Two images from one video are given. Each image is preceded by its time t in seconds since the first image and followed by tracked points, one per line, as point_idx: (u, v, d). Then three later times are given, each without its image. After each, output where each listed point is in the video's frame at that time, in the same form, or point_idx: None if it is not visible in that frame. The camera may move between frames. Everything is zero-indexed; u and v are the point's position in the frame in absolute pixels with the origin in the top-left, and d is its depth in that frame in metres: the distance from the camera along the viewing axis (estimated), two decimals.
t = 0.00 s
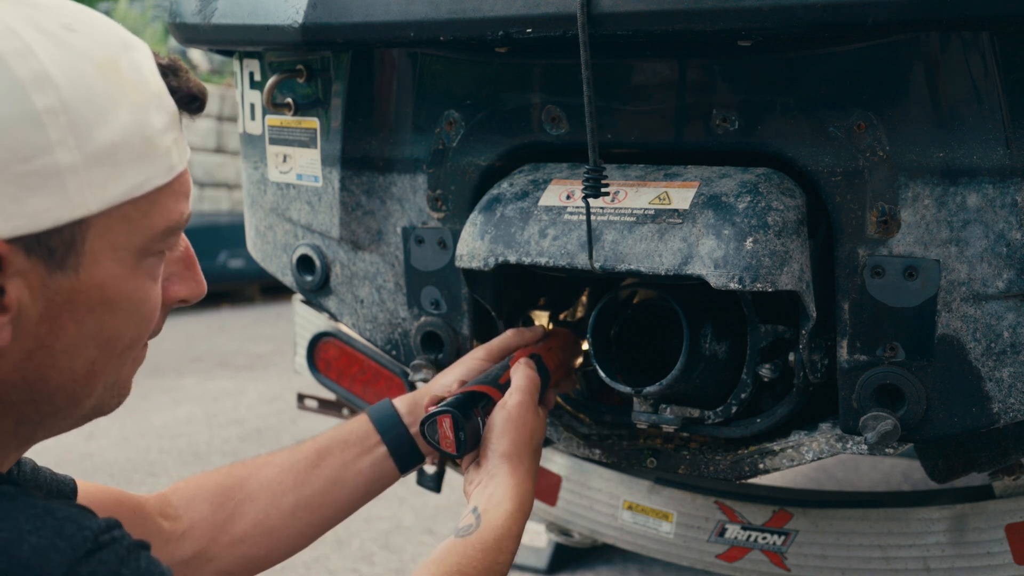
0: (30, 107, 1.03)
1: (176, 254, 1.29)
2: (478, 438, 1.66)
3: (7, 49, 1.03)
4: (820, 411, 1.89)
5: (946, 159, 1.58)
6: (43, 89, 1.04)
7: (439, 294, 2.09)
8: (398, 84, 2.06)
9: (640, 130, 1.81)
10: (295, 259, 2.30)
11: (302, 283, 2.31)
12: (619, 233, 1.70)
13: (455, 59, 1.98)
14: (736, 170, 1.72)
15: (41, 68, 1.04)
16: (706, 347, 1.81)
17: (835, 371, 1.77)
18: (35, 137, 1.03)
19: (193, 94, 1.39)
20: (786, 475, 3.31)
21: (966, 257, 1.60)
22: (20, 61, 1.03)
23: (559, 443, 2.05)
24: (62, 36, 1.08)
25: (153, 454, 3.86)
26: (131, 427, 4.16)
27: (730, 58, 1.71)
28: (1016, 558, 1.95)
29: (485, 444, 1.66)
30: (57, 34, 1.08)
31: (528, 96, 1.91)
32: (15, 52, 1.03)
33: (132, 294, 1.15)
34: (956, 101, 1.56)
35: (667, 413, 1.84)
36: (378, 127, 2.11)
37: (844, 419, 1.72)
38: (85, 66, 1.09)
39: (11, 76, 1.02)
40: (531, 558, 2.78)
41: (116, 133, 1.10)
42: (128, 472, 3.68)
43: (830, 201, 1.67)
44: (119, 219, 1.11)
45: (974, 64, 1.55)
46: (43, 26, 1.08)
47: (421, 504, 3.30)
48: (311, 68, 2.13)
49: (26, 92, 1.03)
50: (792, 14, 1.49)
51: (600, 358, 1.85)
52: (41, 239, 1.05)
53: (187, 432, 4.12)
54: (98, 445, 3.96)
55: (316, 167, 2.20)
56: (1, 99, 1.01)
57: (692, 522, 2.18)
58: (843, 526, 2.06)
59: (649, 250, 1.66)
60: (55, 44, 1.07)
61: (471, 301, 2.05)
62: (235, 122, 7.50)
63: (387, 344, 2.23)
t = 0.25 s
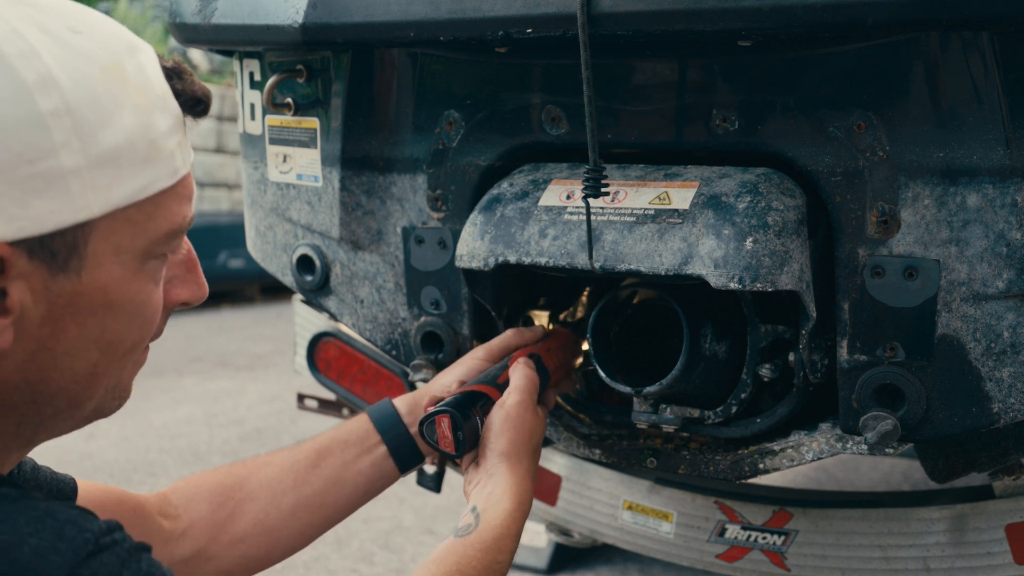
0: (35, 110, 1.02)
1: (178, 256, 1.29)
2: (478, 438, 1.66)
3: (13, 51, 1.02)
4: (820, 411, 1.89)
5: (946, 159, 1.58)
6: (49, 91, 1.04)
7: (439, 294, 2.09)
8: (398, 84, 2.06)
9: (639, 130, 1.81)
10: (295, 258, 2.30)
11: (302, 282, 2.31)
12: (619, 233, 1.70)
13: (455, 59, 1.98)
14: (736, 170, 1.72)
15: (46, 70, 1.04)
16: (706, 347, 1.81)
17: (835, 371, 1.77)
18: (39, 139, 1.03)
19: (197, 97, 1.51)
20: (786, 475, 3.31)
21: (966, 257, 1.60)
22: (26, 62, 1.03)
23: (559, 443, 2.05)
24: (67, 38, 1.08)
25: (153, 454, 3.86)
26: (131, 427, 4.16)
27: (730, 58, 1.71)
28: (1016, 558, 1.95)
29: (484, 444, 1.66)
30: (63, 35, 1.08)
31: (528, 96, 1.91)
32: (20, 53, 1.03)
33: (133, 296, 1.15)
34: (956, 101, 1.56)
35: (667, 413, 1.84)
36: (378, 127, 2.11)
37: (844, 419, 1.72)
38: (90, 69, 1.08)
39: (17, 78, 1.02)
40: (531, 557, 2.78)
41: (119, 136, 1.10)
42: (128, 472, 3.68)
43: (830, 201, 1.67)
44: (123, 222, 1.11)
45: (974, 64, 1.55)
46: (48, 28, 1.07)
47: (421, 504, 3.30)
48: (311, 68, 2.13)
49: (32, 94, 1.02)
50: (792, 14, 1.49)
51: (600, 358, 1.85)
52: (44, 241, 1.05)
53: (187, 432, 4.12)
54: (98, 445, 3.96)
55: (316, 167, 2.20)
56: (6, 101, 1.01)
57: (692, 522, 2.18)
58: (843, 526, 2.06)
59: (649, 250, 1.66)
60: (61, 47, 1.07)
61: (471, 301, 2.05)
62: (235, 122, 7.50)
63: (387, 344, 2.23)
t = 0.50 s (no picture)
0: (38, 112, 1.02)
1: (179, 259, 1.29)
2: (478, 439, 1.66)
3: (16, 53, 1.03)
4: (820, 411, 1.89)
5: (946, 159, 1.58)
6: (52, 93, 1.04)
7: (439, 294, 2.09)
8: (398, 84, 2.06)
9: (639, 130, 1.81)
10: (295, 259, 2.30)
11: (302, 282, 2.31)
12: (619, 233, 1.70)
13: (455, 59, 1.98)
14: (736, 170, 1.72)
15: (49, 73, 1.04)
16: (706, 347, 1.81)
17: (835, 371, 1.77)
18: (41, 141, 1.03)
19: (199, 99, 1.52)
20: (786, 475, 3.31)
21: (966, 257, 1.60)
22: (29, 65, 1.03)
23: (559, 443, 2.05)
24: (70, 41, 1.08)
25: (153, 454, 3.86)
26: (131, 427, 4.16)
27: (730, 57, 1.71)
28: (1016, 558, 1.95)
29: (484, 444, 1.66)
30: (66, 38, 1.08)
31: (528, 96, 1.91)
32: (24, 56, 1.03)
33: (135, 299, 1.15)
34: (956, 101, 1.56)
35: (667, 413, 1.84)
36: (378, 127, 2.11)
37: (844, 419, 1.72)
38: (93, 71, 1.09)
39: (20, 80, 1.02)
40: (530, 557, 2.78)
41: (122, 139, 1.10)
42: (129, 472, 3.68)
43: (830, 201, 1.67)
44: (124, 225, 1.11)
45: (974, 64, 1.55)
46: (51, 30, 1.07)
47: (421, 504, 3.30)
48: (311, 68, 2.13)
49: (34, 97, 1.03)
50: (792, 14, 1.49)
51: (600, 358, 1.85)
52: (46, 243, 1.05)
53: (187, 432, 4.12)
54: (99, 445, 3.96)
55: (316, 167, 2.20)
56: (9, 103, 1.01)
57: (692, 522, 2.18)
58: (843, 526, 2.06)
59: (649, 250, 1.66)
60: (64, 49, 1.07)
61: (471, 301, 2.05)
62: (235, 122, 7.51)
63: (387, 344, 2.23)
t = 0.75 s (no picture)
0: (43, 114, 1.02)
1: (181, 261, 1.29)
2: (478, 440, 1.66)
3: (22, 55, 1.03)
4: (820, 411, 1.89)
5: (946, 159, 1.58)
6: (57, 95, 1.04)
7: (439, 294, 2.09)
8: (398, 83, 2.06)
9: (639, 130, 1.81)
10: (295, 259, 2.30)
11: (302, 282, 2.31)
12: (619, 233, 1.70)
13: (455, 59, 1.98)
14: (736, 170, 1.72)
15: (55, 75, 1.04)
16: (706, 347, 1.81)
17: (835, 371, 1.77)
18: (46, 143, 1.02)
19: (202, 103, 1.53)
20: (786, 475, 3.31)
21: (966, 257, 1.60)
22: (34, 66, 1.03)
23: (560, 443, 2.08)
24: (76, 44, 1.08)
25: (153, 454, 3.86)
26: (132, 427, 4.17)
27: (730, 57, 1.71)
28: (1016, 558, 1.95)
29: (484, 445, 1.66)
30: (72, 41, 1.08)
31: (527, 96, 1.91)
32: (29, 58, 1.03)
33: (137, 301, 1.15)
34: (956, 101, 1.56)
35: (667, 413, 1.84)
36: (378, 127, 2.11)
37: (844, 419, 1.72)
38: (98, 74, 1.08)
39: (25, 81, 1.02)
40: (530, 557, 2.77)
41: (126, 141, 1.10)
42: (129, 472, 3.68)
43: (830, 202, 1.68)
44: (127, 226, 1.11)
45: (975, 64, 1.55)
46: (56, 33, 1.07)
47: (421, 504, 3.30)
48: (311, 68, 2.13)
49: (40, 98, 1.02)
50: (792, 14, 1.48)
51: (600, 358, 1.85)
52: (50, 245, 1.05)
53: (187, 432, 4.12)
54: (99, 445, 3.96)
55: (316, 167, 2.20)
56: (14, 104, 1.01)
57: (692, 522, 2.18)
58: (842, 526, 2.06)
59: (649, 250, 1.66)
60: (69, 52, 1.07)
61: (471, 301, 2.05)
62: (235, 122, 7.50)
63: (387, 344, 2.23)
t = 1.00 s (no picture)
0: (44, 114, 1.02)
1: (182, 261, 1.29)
2: (478, 441, 1.66)
3: (22, 55, 1.03)
4: (820, 410, 1.89)
5: (946, 159, 1.58)
6: (58, 96, 1.04)
7: (439, 294, 2.09)
8: (398, 83, 2.06)
9: (639, 130, 1.81)
10: (295, 258, 2.30)
11: (302, 282, 2.31)
12: (619, 233, 1.70)
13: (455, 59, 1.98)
14: (736, 170, 1.72)
15: (55, 75, 1.04)
16: (706, 347, 1.81)
17: (835, 371, 1.77)
18: (47, 143, 1.02)
19: (203, 103, 1.53)
20: (786, 475, 3.31)
21: (966, 257, 1.60)
22: (35, 67, 1.03)
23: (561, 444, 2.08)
24: (77, 44, 1.08)
25: (153, 454, 3.86)
26: (132, 427, 4.17)
27: (730, 57, 1.71)
28: (1016, 558, 1.95)
29: (484, 446, 1.65)
30: (72, 41, 1.08)
31: (527, 96, 1.91)
32: (30, 58, 1.03)
33: (138, 301, 1.15)
34: (956, 101, 1.56)
35: (667, 413, 1.84)
36: (378, 127, 2.11)
37: (844, 419, 1.72)
38: (99, 74, 1.09)
39: (25, 82, 1.02)
40: (530, 557, 2.77)
41: (127, 141, 1.09)
42: (129, 472, 3.68)
43: (830, 202, 1.68)
44: (127, 226, 1.11)
45: (975, 64, 1.55)
46: (58, 33, 1.08)
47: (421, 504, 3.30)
48: (311, 68, 2.13)
49: (41, 98, 1.02)
50: (792, 14, 1.48)
51: (600, 358, 1.85)
52: (51, 245, 1.05)
53: (187, 432, 4.12)
54: (99, 445, 3.96)
55: (316, 167, 2.20)
56: (14, 104, 1.01)
57: (692, 522, 2.18)
58: (843, 526, 2.06)
59: (649, 250, 1.66)
60: (70, 52, 1.07)
61: (471, 301, 2.05)
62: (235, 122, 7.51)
63: (387, 344, 2.23)
